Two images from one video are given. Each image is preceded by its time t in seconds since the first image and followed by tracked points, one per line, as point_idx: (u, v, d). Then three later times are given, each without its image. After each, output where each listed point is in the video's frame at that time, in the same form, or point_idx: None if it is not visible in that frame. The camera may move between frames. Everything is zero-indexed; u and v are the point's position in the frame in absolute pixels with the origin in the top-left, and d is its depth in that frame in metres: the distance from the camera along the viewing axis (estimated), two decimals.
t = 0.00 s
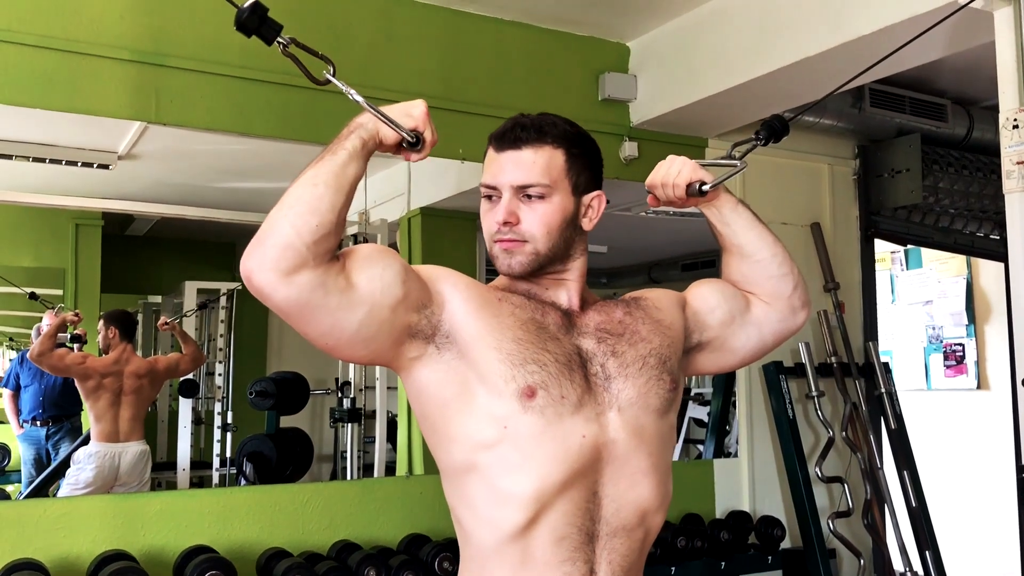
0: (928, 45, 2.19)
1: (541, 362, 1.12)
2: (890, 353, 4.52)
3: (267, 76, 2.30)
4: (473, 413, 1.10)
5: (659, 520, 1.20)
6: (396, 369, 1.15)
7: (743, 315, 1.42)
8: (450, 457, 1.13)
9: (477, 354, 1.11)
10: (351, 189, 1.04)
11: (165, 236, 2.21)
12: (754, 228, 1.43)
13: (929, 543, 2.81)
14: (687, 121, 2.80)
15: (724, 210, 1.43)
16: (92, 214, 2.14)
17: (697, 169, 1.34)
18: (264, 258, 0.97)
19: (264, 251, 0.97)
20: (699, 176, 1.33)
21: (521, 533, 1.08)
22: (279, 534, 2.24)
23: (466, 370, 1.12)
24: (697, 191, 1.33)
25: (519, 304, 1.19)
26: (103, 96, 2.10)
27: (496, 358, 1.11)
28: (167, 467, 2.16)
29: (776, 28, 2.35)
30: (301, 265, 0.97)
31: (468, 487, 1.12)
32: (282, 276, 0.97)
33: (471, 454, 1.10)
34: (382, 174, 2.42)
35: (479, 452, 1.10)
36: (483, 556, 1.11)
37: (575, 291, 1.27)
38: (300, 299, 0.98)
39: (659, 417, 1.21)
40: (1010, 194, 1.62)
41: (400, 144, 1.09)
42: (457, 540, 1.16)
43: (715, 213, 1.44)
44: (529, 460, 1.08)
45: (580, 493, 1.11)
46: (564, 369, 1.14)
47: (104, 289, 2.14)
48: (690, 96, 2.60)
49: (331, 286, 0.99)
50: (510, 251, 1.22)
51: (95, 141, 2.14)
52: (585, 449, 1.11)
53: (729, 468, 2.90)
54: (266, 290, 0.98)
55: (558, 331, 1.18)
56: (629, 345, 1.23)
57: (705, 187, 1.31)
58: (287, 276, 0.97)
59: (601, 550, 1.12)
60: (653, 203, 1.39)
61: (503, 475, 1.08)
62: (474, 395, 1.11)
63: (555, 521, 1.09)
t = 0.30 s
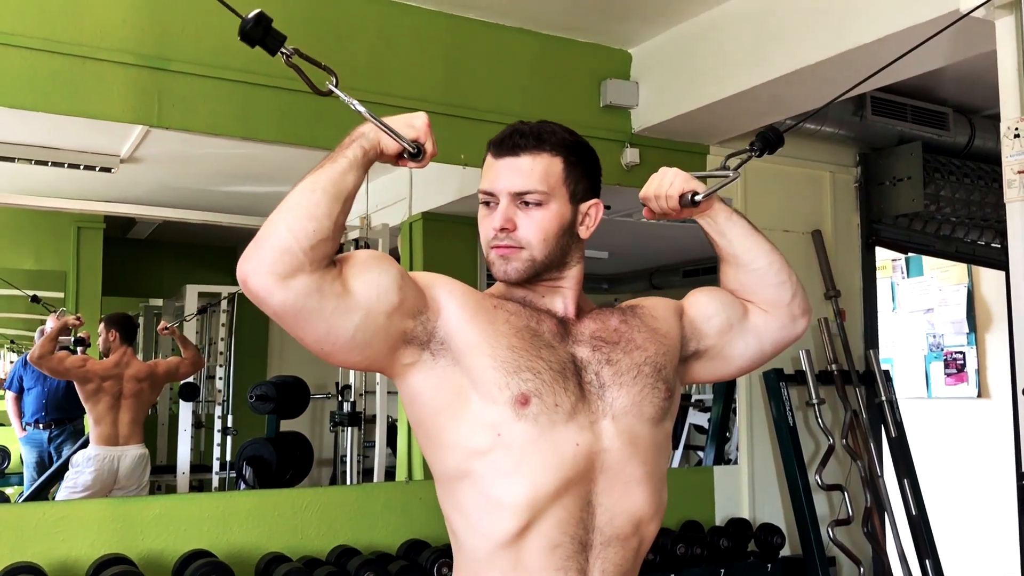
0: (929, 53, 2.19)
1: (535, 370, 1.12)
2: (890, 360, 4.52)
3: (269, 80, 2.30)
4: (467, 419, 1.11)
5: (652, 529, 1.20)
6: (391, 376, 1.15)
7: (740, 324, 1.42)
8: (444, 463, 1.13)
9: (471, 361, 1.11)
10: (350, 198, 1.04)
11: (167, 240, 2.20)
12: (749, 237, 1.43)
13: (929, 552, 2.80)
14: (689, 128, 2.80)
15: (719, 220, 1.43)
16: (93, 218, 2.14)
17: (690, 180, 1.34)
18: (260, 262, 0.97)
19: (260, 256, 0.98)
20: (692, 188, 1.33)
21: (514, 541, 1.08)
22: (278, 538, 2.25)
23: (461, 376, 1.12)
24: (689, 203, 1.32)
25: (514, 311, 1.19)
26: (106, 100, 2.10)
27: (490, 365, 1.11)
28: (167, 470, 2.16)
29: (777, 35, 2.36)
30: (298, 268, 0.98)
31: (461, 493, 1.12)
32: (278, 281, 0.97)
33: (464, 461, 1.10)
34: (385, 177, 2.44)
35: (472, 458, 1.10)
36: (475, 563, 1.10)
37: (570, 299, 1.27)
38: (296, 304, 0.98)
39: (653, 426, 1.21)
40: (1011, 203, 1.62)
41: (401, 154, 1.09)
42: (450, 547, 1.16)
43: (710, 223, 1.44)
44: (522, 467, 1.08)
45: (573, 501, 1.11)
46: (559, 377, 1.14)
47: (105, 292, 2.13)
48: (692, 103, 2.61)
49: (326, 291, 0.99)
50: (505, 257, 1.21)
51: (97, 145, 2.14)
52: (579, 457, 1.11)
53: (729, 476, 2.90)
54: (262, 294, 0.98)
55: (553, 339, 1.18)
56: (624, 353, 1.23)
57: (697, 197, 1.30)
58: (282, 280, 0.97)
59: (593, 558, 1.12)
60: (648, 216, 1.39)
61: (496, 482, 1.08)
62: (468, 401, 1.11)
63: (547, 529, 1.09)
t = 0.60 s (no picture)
0: (935, 60, 2.19)
1: (542, 377, 1.12)
2: (895, 367, 4.50)
3: (273, 85, 2.30)
4: (474, 426, 1.10)
5: (660, 536, 1.19)
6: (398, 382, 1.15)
7: (747, 332, 1.41)
8: (450, 469, 1.12)
9: (478, 367, 1.11)
10: (360, 203, 1.04)
11: (171, 245, 2.21)
12: (756, 244, 1.43)
13: (934, 560, 2.80)
14: (693, 134, 2.80)
15: (726, 228, 1.42)
16: (97, 221, 2.14)
17: (698, 187, 1.34)
18: (267, 269, 0.97)
19: (268, 262, 0.97)
20: (700, 194, 1.32)
21: (521, 548, 1.07)
22: (282, 544, 2.24)
23: (468, 383, 1.12)
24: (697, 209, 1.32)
25: (521, 318, 1.19)
26: (111, 104, 2.10)
27: (497, 372, 1.11)
28: (170, 475, 2.16)
29: (782, 42, 2.36)
30: (306, 275, 0.97)
31: (467, 500, 1.12)
32: (286, 287, 0.97)
33: (470, 467, 1.10)
34: (391, 182, 2.45)
35: (479, 465, 1.09)
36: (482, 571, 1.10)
37: (577, 305, 1.26)
38: (304, 311, 0.98)
39: (660, 433, 1.20)
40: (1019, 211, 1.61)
41: (410, 159, 1.10)
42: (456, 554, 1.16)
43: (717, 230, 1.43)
44: (529, 475, 1.08)
45: (580, 509, 1.10)
46: (566, 384, 1.13)
47: (108, 296, 2.14)
48: (696, 109, 2.61)
49: (334, 298, 0.99)
50: (513, 264, 1.21)
51: (102, 150, 2.15)
52: (586, 465, 1.10)
53: (734, 483, 2.89)
54: (271, 301, 0.98)
55: (560, 346, 1.18)
56: (630, 360, 1.22)
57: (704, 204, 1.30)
58: (290, 287, 0.97)
59: (601, 566, 1.11)
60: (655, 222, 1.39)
61: (503, 489, 1.08)
62: (475, 408, 1.11)
63: (554, 536, 1.08)
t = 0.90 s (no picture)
0: (940, 62, 2.19)
1: (548, 381, 1.12)
2: (902, 370, 4.50)
3: (279, 88, 2.31)
4: (480, 431, 1.10)
5: (671, 540, 1.18)
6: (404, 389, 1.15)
7: (751, 336, 1.41)
8: (457, 475, 1.13)
9: (483, 372, 1.11)
10: (329, 190, 1.01)
11: (175, 248, 2.20)
12: (793, 242, 1.41)
13: (942, 563, 2.79)
14: (699, 136, 2.80)
15: (773, 211, 1.41)
16: (103, 225, 2.13)
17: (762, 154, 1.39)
18: (261, 283, 0.96)
19: (259, 276, 0.95)
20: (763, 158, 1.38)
21: (530, 553, 1.07)
22: (287, 547, 2.26)
23: (473, 388, 1.12)
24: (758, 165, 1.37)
25: (526, 322, 1.19)
26: (118, 109, 2.12)
27: (502, 376, 1.11)
28: (176, 478, 2.16)
29: (786, 47, 2.36)
30: (297, 283, 0.96)
31: (475, 506, 1.12)
32: (283, 297, 0.96)
33: (478, 472, 1.10)
34: (395, 185, 2.46)
35: (486, 470, 1.09)
36: None
37: (584, 308, 1.26)
38: (305, 319, 0.97)
39: (668, 437, 1.20)
40: None
41: (363, 114, 1.03)
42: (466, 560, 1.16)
43: (762, 215, 1.42)
44: (537, 479, 1.07)
45: (589, 513, 1.10)
46: (572, 388, 1.13)
47: (114, 299, 2.13)
48: (701, 112, 2.61)
49: (334, 303, 0.99)
50: (554, 253, 1.21)
51: (108, 152, 2.14)
52: (593, 469, 1.10)
53: (740, 486, 2.89)
54: (271, 311, 0.97)
55: (566, 349, 1.18)
56: (636, 363, 1.22)
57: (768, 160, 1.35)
58: (287, 295, 0.96)
59: (612, 570, 1.10)
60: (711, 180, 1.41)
61: (510, 493, 1.08)
62: (480, 413, 1.11)
63: (563, 541, 1.08)
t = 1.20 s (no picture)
0: (943, 61, 2.19)
1: (550, 380, 1.12)
2: (906, 369, 4.49)
3: (282, 89, 2.31)
4: (482, 432, 1.10)
5: (677, 539, 1.18)
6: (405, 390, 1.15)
7: (747, 329, 1.40)
8: (460, 476, 1.13)
9: (484, 373, 1.11)
10: (268, 175, 0.95)
11: (178, 249, 2.18)
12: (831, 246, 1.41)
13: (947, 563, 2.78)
14: (703, 136, 2.80)
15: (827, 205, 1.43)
16: (106, 226, 2.13)
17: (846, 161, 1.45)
18: (251, 292, 0.93)
19: (246, 284, 0.93)
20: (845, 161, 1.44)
21: (535, 554, 1.07)
22: (292, 547, 2.26)
23: (474, 389, 1.12)
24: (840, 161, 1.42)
25: (527, 322, 1.19)
26: (122, 109, 2.12)
27: (503, 377, 1.11)
28: (180, 480, 2.16)
29: (790, 45, 2.36)
30: (284, 288, 0.94)
31: (479, 508, 1.11)
32: (276, 300, 0.94)
33: (482, 473, 1.10)
34: (398, 186, 2.47)
35: (489, 471, 1.09)
36: None
37: (585, 308, 1.27)
38: (301, 321, 0.96)
39: (671, 435, 1.19)
40: None
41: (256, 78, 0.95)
42: (471, 563, 1.15)
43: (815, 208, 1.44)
44: (540, 479, 1.07)
45: (593, 513, 1.09)
46: (574, 387, 1.13)
47: (117, 301, 2.13)
48: (705, 112, 2.61)
49: (327, 303, 0.98)
50: (587, 236, 1.22)
51: (111, 154, 2.14)
52: (596, 468, 1.10)
53: (745, 486, 2.88)
54: (267, 315, 0.96)
55: (568, 348, 1.18)
56: (638, 361, 1.22)
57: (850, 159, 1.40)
58: (279, 298, 0.94)
59: (618, 570, 1.10)
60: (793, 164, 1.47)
61: (514, 494, 1.08)
62: (481, 414, 1.11)
63: (568, 542, 1.08)
